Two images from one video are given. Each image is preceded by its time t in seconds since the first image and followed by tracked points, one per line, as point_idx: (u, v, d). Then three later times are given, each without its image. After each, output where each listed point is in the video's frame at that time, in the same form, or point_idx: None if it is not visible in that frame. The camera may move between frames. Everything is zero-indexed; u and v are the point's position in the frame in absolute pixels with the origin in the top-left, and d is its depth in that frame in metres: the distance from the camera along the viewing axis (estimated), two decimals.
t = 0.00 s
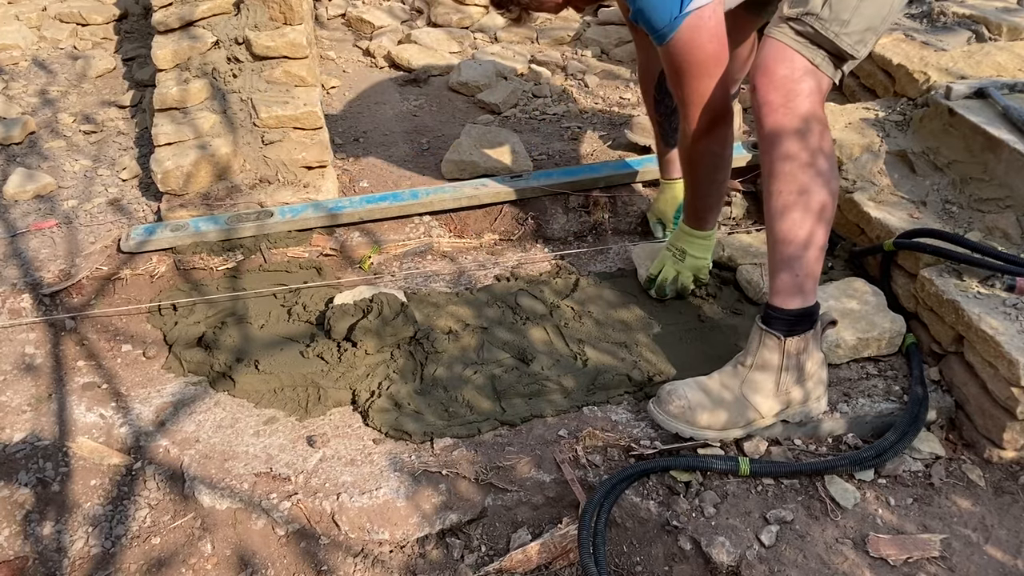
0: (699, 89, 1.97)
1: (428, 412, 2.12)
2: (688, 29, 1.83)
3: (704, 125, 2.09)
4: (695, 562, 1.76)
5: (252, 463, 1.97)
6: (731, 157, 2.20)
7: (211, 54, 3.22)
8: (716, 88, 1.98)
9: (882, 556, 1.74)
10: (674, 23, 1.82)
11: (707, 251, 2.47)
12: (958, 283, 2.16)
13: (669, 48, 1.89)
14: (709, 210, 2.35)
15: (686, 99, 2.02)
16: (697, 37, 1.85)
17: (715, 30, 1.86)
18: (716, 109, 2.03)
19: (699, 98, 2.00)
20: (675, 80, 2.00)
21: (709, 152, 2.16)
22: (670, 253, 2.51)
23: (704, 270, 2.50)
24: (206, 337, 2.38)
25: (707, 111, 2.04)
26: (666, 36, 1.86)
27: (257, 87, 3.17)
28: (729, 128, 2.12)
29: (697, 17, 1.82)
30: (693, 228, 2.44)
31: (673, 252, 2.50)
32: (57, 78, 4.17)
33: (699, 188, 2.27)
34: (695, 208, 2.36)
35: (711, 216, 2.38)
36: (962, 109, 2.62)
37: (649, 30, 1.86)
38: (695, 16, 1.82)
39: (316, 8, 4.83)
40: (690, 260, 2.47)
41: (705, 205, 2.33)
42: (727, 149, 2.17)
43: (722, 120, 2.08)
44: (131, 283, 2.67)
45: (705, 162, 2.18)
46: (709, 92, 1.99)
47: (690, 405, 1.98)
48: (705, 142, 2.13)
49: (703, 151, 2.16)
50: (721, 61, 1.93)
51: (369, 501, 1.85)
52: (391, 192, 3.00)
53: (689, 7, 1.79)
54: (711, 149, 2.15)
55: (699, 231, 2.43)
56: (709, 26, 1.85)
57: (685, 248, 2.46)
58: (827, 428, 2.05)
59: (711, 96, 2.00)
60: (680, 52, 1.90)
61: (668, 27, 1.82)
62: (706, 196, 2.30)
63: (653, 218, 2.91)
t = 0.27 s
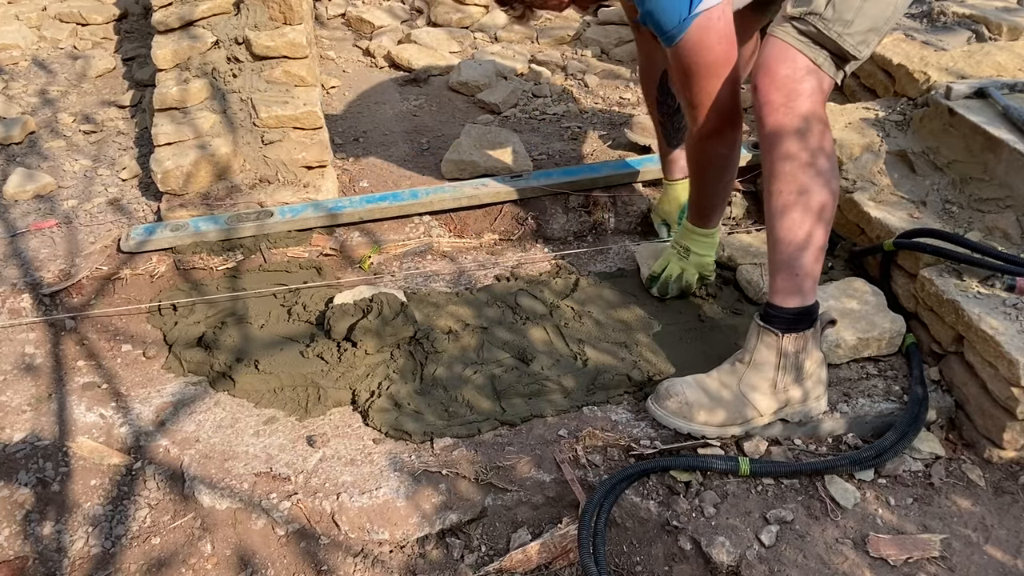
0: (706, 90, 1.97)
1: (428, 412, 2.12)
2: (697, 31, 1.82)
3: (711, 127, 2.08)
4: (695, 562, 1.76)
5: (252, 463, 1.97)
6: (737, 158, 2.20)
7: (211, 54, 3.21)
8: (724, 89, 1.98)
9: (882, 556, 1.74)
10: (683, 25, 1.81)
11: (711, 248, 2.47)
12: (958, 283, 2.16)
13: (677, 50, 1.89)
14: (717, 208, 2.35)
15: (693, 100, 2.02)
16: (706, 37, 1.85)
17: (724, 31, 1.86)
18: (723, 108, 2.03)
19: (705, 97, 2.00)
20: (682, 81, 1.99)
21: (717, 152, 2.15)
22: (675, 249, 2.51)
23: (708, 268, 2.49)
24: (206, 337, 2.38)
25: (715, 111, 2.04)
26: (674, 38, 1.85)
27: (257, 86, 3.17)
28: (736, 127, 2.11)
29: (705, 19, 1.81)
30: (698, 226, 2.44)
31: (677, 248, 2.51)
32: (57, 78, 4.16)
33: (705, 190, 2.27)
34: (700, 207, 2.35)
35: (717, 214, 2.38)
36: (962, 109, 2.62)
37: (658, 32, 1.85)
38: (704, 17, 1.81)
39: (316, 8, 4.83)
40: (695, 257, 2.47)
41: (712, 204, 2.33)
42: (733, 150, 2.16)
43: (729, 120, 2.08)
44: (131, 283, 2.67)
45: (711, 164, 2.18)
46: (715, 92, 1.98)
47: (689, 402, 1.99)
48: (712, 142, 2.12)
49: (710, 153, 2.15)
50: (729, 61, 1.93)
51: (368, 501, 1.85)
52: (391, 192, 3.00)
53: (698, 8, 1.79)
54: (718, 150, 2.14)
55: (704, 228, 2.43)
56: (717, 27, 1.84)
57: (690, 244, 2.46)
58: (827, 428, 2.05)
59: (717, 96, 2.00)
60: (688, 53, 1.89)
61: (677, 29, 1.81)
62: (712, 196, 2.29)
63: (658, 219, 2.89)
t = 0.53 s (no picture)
0: (709, 93, 1.96)
1: (428, 412, 2.12)
2: (698, 35, 1.82)
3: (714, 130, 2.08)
4: (695, 562, 1.76)
5: (252, 463, 1.97)
6: (740, 158, 2.20)
7: (211, 53, 3.21)
8: (727, 91, 1.97)
9: (882, 556, 1.74)
10: (683, 30, 1.80)
11: (712, 248, 2.47)
12: (958, 283, 2.16)
13: (679, 54, 1.88)
14: (720, 208, 2.36)
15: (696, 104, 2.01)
16: (708, 41, 1.83)
17: (726, 34, 1.84)
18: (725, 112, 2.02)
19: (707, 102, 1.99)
20: (685, 84, 1.98)
21: (721, 154, 2.16)
22: (675, 250, 2.52)
23: (709, 268, 2.49)
24: (206, 337, 2.38)
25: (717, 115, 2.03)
26: (675, 43, 1.84)
27: (257, 86, 3.17)
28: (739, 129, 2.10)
29: (707, 23, 1.80)
30: (698, 226, 2.44)
31: (678, 249, 2.51)
32: (57, 78, 4.17)
33: (707, 189, 2.28)
34: (704, 207, 2.36)
35: (720, 214, 2.38)
36: (962, 108, 2.62)
37: (658, 38, 1.85)
38: (705, 22, 1.80)
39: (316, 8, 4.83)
40: (695, 257, 2.47)
41: (715, 204, 2.34)
42: (736, 150, 2.17)
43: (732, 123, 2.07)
44: (131, 283, 2.67)
45: (714, 164, 2.18)
46: (717, 97, 1.98)
47: (689, 403, 1.99)
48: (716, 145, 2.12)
49: (713, 154, 2.15)
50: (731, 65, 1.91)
51: (368, 501, 1.85)
52: (391, 191, 3.00)
53: (699, 13, 1.78)
54: (721, 151, 2.15)
55: (704, 229, 2.44)
56: (719, 30, 1.83)
57: (690, 245, 2.46)
58: (827, 428, 2.05)
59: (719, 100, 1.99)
60: (691, 57, 1.87)
61: (677, 34, 1.81)
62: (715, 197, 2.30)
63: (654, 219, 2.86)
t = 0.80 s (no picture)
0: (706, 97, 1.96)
1: (428, 412, 2.12)
2: (694, 39, 1.81)
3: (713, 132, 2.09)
4: (695, 562, 1.76)
5: (252, 463, 1.97)
6: (740, 158, 2.21)
7: (211, 53, 3.21)
8: (724, 93, 1.98)
9: (882, 556, 1.74)
10: (679, 34, 1.79)
11: (716, 246, 2.48)
12: (957, 283, 2.16)
13: (676, 59, 1.87)
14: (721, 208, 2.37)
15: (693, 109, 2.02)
16: (704, 46, 1.83)
17: (721, 38, 1.84)
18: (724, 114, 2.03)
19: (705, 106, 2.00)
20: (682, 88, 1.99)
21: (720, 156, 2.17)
22: (679, 250, 2.52)
23: (713, 265, 2.51)
24: (206, 337, 2.38)
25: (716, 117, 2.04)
26: (672, 48, 1.83)
27: (257, 86, 3.17)
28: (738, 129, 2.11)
29: (703, 27, 1.79)
30: (701, 226, 2.45)
31: (681, 249, 2.51)
32: (57, 78, 4.17)
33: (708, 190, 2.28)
34: (705, 208, 2.37)
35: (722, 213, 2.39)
36: (962, 108, 2.62)
37: (655, 42, 1.84)
38: (701, 26, 1.79)
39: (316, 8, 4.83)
40: (700, 257, 2.48)
41: (717, 205, 2.35)
42: (735, 150, 2.18)
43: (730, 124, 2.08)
44: (131, 283, 2.67)
45: (714, 165, 2.19)
46: (714, 100, 1.98)
47: (689, 403, 1.99)
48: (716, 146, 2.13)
49: (713, 154, 2.16)
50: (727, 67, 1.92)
51: (368, 501, 1.85)
52: (391, 192, 3.00)
53: (695, 17, 1.77)
54: (720, 152, 2.16)
55: (708, 228, 2.44)
56: (714, 34, 1.82)
57: (695, 245, 2.47)
58: (827, 428, 2.05)
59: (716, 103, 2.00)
60: (687, 62, 1.87)
61: (673, 39, 1.80)
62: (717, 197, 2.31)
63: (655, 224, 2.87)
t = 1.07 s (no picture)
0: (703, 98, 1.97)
1: (428, 412, 2.12)
2: (693, 40, 1.81)
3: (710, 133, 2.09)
4: (695, 562, 1.76)
5: (252, 463, 1.97)
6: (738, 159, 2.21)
7: (211, 53, 3.21)
8: (722, 93, 1.99)
9: (882, 556, 1.74)
10: (678, 36, 1.79)
11: (720, 248, 2.49)
12: (957, 283, 2.16)
13: (674, 61, 1.87)
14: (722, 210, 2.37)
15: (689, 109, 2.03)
16: (702, 47, 1.83)
17: (719, 38, 1.85)
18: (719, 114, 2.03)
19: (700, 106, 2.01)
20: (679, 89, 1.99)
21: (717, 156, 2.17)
22: (684, 252, 2.52)
23: (716, 267, 2.53)
24: (206, 337, 2.38)
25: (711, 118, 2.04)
26: (671, 49, 1.83)
27: (257, 87, 3.17)
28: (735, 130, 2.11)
29: (701, 28, 1.80)
30: (705, 228, 2.45)
31: (687, 251, 2.51)
32: (57, 78, 4.17)
33: (709, 191, 2.29)
34: (706, 209, 2.37)
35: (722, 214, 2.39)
36: (961, 108, 2.62)
37: (653, 44, 1.82)
38: (699, 27, 1.79)
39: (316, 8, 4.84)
40: (705, 258, 2.50)
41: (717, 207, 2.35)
42: (735, 149, 2.19)
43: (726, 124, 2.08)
44: (131, 283, 2.67)
45: (715, 165, 2.20)
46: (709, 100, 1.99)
47: (689, 404, 1.98)
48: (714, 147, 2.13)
49: (714, 154, 2.18)
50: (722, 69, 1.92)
51: (369, 501, 1.85)
52: (391, 192, 3.00)
53: (693, 18, 1.77)
54: (721, 151, 2.17)
55: (712, 231, 2.45)
56: (711, 35, 1.83)
57: (700, 247, 2.48)
58: (827, 428, 2.05)
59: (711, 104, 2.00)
60: (686, 64, 1.87)
61: (673, 40, 1.79)
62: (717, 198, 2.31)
63: (653, 224, 2.86)
